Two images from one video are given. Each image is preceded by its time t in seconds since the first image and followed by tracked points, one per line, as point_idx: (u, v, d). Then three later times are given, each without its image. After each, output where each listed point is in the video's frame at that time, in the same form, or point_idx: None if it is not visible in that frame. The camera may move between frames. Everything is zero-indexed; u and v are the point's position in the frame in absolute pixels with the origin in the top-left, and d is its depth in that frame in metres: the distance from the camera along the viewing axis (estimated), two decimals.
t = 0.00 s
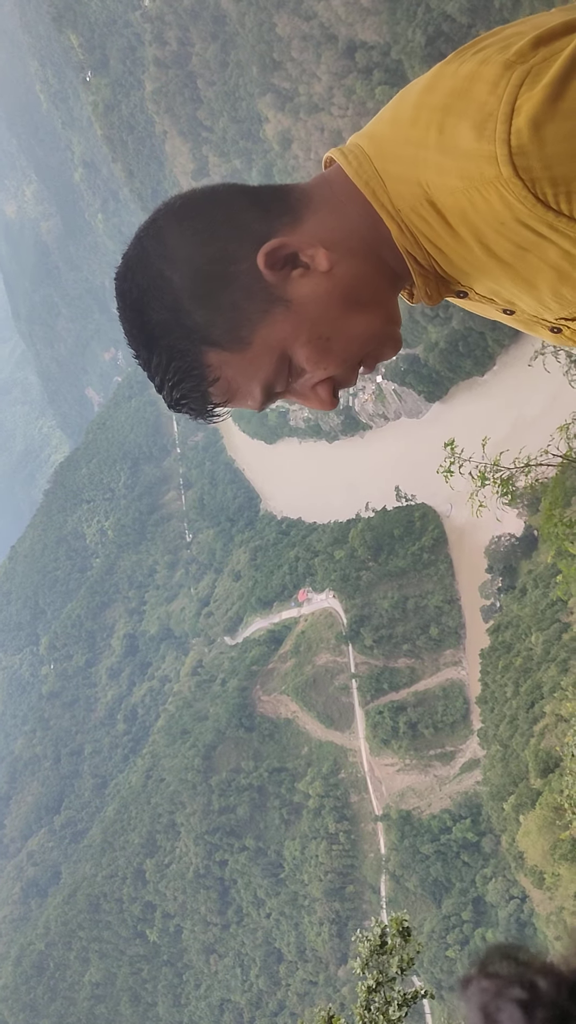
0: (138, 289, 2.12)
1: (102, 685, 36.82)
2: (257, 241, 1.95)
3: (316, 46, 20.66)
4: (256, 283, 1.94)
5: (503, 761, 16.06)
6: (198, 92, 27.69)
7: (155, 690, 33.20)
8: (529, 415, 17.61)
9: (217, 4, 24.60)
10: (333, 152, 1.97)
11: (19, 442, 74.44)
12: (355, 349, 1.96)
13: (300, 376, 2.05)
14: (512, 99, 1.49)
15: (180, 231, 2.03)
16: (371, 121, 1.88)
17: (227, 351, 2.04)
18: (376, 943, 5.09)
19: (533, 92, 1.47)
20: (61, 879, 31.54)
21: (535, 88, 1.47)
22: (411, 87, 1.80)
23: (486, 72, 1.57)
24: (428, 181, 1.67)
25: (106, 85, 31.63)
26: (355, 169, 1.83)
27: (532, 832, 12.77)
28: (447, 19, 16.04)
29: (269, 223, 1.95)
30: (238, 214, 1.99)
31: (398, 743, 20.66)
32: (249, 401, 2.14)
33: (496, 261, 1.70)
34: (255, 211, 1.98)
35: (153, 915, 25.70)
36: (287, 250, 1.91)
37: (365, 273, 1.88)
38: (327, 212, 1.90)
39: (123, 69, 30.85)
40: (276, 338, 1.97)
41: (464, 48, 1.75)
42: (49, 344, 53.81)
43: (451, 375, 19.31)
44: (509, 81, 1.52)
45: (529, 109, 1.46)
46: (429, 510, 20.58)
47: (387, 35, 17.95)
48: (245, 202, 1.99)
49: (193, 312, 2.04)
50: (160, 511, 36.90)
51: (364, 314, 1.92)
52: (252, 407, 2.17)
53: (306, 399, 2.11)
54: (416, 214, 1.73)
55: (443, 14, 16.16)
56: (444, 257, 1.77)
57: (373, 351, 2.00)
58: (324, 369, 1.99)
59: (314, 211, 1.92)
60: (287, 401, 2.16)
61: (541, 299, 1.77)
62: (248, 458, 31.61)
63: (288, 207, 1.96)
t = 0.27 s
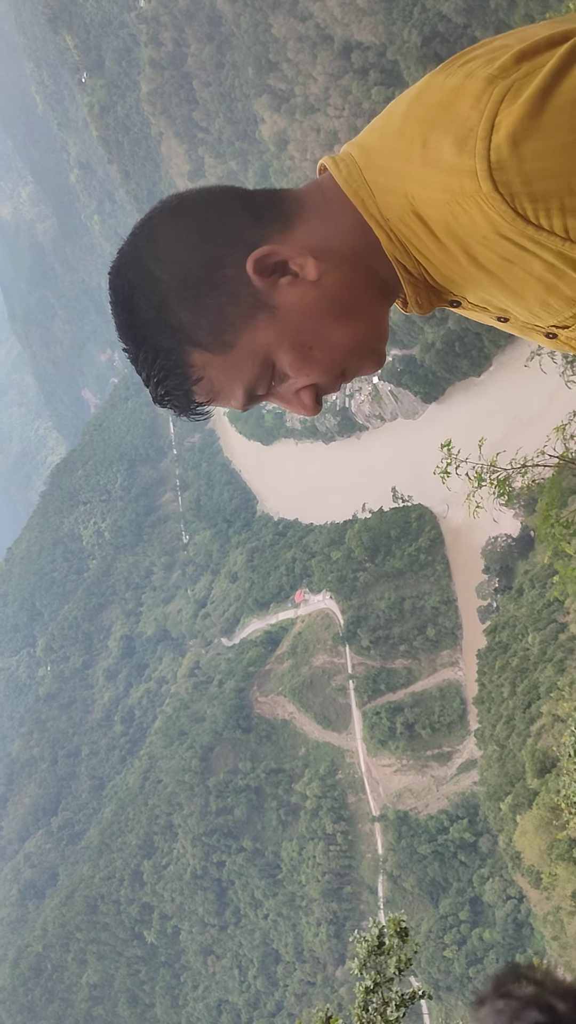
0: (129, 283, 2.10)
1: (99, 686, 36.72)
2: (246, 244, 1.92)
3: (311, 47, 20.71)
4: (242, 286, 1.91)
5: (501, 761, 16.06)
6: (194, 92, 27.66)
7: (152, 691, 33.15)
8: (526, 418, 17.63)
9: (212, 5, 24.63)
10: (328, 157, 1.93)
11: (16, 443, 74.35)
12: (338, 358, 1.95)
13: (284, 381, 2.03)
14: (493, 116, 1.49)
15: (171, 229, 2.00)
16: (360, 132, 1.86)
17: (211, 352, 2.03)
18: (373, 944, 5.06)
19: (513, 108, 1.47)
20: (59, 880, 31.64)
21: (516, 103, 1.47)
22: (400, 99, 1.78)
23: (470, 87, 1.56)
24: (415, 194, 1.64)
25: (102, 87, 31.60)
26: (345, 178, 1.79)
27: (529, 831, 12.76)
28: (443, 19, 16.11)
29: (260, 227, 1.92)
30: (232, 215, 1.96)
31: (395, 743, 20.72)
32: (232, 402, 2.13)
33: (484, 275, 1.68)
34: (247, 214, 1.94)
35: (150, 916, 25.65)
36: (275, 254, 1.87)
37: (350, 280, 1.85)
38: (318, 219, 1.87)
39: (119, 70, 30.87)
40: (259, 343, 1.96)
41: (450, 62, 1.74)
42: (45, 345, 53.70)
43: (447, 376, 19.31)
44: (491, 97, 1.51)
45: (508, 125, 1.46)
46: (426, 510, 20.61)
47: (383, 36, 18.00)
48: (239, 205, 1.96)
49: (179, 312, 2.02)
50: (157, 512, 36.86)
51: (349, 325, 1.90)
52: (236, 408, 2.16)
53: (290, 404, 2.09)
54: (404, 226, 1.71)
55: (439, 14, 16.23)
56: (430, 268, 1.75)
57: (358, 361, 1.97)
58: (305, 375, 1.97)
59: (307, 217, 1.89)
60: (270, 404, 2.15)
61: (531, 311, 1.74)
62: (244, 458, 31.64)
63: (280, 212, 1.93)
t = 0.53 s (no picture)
0: (120, 270, 2.06)
1: (97, 686, 36.67)
2: (237, 241, 1.90)
3: (308, 48, 20.76)
4: (232, 283, 1.90)
5: (499, 761, 16.08)
6: (191, 93, 27.64)
7: (150, 691, 33.11)
8: (523, 417, 17.76)
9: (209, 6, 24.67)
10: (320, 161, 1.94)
11: (13, 444, 74.26)
12: (322, 357, 1.95)
13: (268, 379, 2.03)
14: (466, 129, 1.50)
15: (164, 221, 1.97)
16: (350, 141, 1.89)
17: (198, 346, 2.01)
18: (373, 944, 5.06)
19: (486, 120, 1.48)
20: (57, 881, 31.54)
21: (488, 114, 1.48)
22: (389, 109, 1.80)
23: (448, 98, 1.58)
24: (398, 203, 1.67)
25: (99, 87, 31.57)
26: (334, 188, 1.84)
27: (528, 831, 12.76)
28: (440, 20, 16.19)
29: (252, 225, 1.91)
30: (224, 210, 1.94)
31: (394, 743, 20.71)
32: (217, 397, 2.12)
33: (468, 283, 1.68)
34: (241, 212, 1.93)
35: (149, 916, 25.64)
36: (265, 254, 1.87)
37: (340, 284, 1.87)
38: (309, 224, 1.88)
39: (116, 70, 30.91)
40: (245, 340, 1.95)
41: (439, 74, 1.77)
42: (43, 346, 53.62)
43: (444, 376, 19.34)
44: (464, 110, 1.53)
45: (480, 137, 1.47)
46: (424, 510, 20.65)
47: (380, 36, 18.05)
48: (232, 201, 1.93)
49: (169, 305, 1.99)
50: (155, 512, 36.85)
51: (336, 327, 1.91)
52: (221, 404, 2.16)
53: (274, 401, 2.10)
54: (389, 235, 1.74)
55: (436, 14, 16.31)
56: (416, 272, 1.76)
57: (343, 363, 1.98)
58: (290, 374, 1.98)
59: (300, 219, 1.90)
60: (254, 401, 2.14)
61: (515, 319, 1.73)
62: (242, 459, 31.67)
63: (273, 212, 1.93)
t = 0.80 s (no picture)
0: (120, 245, 2.09)
1: (96, 686, 36.63)
2: (231, 230, 1.91)
3: (306, 47, 20.78)
4: (222, 272, 1.90)
5: (498, 759, 16.09)
6: (189, 92, 27.61)
7: (149, 691, 33.09)
8: (523, 414, 17.73)
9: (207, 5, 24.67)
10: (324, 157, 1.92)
11: (12, 444, 74.16)
12: (304, 354, 1.94)
13: (251, 370, 2.04)
14: (468, 135, 1.45)
15: (164, 201, 1.99)
16: (351, 139, 1.85)
17: (184, 329, 2.03)
18: (372, 942, 5.07)
19: (488, 127, 1.42)
20: (56, 881, 31.49)
21: (488, 122, 1.44)
22: (389, 107, 1.76)
23: (450, 102, 1.53)
24: (395, 205, 1.64)
25: (97, 87, 31.53)
26: (332, 185, 1.82)
27: (526, 829, 12.79)
28: (438, 19, 16.24)
29: (248, 217, 1.91)
30: (223, 198, 1.94)
31: (393, 742, 20.65)
32: (200, 379, 2.14)
33: (461, 283, 1.67)
34: (241, 204, 1.93)
35: (149, 916, 25.65)
36: (257, 248, 1.86)
37: (329, 282, 1.87)
38: (305, 219, 1.88)
39: (114, 70, 30.91)
40: (230, 328, 1.95)
41: (443, 71, 1.72)
42: (41, 346, 53.56)
43: (443, 375, 19.35)
44: (465, 116, 1.48)
45: (481, 145, 1.42)
46: (422, 510, 20.68)
47: (378, 35, 18.09)
48: (233, 190, 1.94)
49: (159, 286, 2.01)
50: (154, 512, 36.83)
51: (322, 325, 1.90)
52: (204, 387, 2.17)
53: (256, 393, 2.11)
54: (387, 235, 1.71)
55: (434, 13, 16.35)
56: (414, 273, 1.75)
57: (327, 362, 1.98)
58: (271, 367, 1.99)
59: (297, 214, 1.89)
60: (237, 390, 2.15)
61: (511, 319, 1.72)
62: (241, 457, 31.71)
63: (271, 204, 1.93)
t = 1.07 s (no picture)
0: (118, 241, 2.09)
1: (96, 686, 36.60)
2: (230, 231, 1.91)
3: (305, 47, 20.81)
4: (218, 273, 1.90)
5: (497, 759, 16.10)
6: (187, 92, 27.61)
7: (149, 691, 33.07)
8: (523, 412, 17.69)
9: (206, 5, 24.70)
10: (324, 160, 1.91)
11: (11, 444, 74.08)
12: (299, 356, 1.95)
13: (245, 371, 2.05)
14: (464, 136, 1.44)
15: (164, 201, 1.99)
16: (348, 144, 1.85)
17: (179, 327, 2.04)
18: (372, 942, 5.07)
19: (482, 129, 1.42)
20: (56, 881, 31.46)
21: (484, 123, 1.42)
22: (388, 110, 1.75)
23: (445, 106, 1.52)
24: (394, 210, 1.63)
25: (95, 87, 31.52)
26: (330, 191, 1.82)
27: (526, 829, 12.83)
28: (436, 19, 16.28)
29: (246, 220, 1.92)
30: (223, 200, 1.94)
31: (392, 742, 20.65)
32: (194, 379, 2.15)
33: (461, 286, 1.66)
34: (241, 206, 1.93)
35: (149, 916, 25.65)
36: (255, 250, 1.86)
37: (327, 284, 1.86)
38: (303, 222, 1.88)
39: (112, 70, 30.92)
40: (224, 329, 1.96)
41: (439, 73, 1.71)
42: (40, 346, 53.53)
43: (442, 375, 19.37)
44: (460, 119, 1.47)
45: (477, 146, 1.41)
46: (422, 510, 20.68)
47: (376, 35, 18.14)
48: (234, 192, 1.94)
49: (156, 286, 2.02)
50: (153, 512, 36.83)
51: (317, 328, 1.91)
52: (198, 386, 2.19)
53: (250, 394, 2.11)
54: (386, 238, 1.70)
55: (432, 13, 16.39)
56: (413, 277, 1.74)
57: (322, 365, 1.98)
58: (264, 369, 1.99)
59: (295, 216, 1.89)
60: (232, 390, 2.16)
61: (512, 321, 1.72)
62: (240, 458, 31.73)
63: (270, 208, 1.93)
